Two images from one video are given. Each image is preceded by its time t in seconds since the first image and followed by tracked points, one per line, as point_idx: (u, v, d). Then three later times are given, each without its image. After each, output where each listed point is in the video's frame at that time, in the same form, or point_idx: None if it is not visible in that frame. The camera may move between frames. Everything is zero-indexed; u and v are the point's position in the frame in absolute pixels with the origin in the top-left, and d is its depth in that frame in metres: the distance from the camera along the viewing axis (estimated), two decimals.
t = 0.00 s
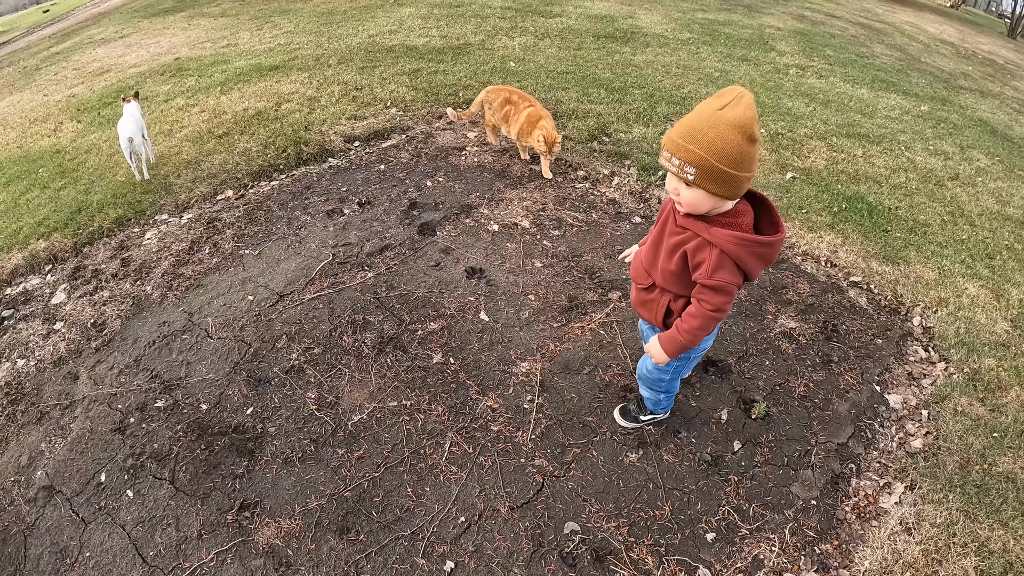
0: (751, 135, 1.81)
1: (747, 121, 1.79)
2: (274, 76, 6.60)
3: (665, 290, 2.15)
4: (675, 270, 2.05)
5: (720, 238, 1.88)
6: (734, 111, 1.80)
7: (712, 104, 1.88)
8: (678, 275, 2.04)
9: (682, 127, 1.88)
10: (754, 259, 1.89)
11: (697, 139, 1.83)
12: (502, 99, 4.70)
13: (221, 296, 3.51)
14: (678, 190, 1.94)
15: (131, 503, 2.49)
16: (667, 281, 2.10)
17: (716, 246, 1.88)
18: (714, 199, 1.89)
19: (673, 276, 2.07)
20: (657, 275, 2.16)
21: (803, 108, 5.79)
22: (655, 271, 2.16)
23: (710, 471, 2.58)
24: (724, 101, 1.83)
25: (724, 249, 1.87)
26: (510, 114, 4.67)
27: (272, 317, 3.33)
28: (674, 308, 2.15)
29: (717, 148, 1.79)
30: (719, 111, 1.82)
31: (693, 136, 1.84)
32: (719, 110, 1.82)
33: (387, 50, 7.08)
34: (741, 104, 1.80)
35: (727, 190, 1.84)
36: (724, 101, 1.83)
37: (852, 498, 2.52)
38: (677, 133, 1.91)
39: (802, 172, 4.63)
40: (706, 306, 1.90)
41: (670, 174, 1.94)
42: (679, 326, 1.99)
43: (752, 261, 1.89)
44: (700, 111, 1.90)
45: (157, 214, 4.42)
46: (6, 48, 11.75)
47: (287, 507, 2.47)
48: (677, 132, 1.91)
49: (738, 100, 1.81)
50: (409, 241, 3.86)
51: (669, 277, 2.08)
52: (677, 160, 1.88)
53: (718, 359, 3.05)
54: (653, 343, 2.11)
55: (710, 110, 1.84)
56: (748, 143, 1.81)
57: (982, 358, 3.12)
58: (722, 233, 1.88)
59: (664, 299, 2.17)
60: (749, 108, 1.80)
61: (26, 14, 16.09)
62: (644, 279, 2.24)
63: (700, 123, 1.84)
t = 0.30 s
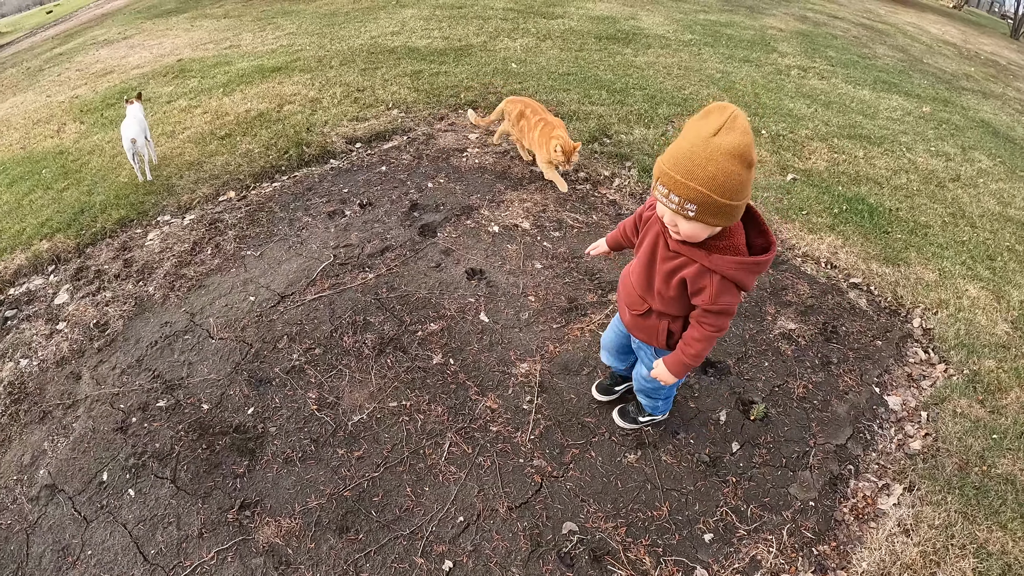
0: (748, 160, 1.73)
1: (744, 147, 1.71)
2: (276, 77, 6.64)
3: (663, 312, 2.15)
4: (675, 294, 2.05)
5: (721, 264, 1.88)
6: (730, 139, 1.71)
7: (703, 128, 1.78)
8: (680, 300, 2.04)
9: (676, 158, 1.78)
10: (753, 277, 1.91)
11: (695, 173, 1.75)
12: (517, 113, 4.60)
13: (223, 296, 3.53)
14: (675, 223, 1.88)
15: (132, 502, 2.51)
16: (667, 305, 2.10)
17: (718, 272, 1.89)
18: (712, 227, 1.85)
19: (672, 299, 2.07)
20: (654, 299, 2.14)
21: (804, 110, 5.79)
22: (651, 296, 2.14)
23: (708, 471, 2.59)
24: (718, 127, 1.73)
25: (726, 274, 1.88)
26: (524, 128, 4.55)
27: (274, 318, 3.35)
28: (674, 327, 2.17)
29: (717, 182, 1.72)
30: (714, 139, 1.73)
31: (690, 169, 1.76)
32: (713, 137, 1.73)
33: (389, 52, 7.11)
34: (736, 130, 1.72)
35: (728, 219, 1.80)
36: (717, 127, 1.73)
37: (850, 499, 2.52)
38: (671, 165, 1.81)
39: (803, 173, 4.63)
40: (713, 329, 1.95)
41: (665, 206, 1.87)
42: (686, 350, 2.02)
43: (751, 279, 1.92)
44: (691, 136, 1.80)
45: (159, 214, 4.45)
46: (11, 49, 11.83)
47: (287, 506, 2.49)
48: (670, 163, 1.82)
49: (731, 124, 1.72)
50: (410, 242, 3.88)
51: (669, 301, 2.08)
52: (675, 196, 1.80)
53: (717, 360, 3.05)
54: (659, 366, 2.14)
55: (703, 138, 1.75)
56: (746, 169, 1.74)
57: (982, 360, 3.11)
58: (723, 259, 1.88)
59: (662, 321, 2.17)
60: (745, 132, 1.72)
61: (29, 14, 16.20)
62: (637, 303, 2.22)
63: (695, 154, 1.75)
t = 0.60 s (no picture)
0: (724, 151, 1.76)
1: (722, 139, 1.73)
2: (279, 78, 6.67)
3: (662, 322, 2.10)
4: (671, 297, 2.02)
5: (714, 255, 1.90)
6: (707, 133, 1.72)
7: (674, 130, 1.78)
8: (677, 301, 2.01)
9: (657, 164, 1.76)
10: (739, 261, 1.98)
11: (681, 174, 1.73)
12: (530, 121, 4.47)
13: (226, 296, 3.56)
14: (665, 228, 1.84)
15: (136, 499, 2.54)
16: (663, 311, 2.06)
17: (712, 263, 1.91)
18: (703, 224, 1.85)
19: (668, 304, 2.04)
20: (650, 311, 2.08)
21: (805, 110, 5.80)
22: (643, 306, 2.08)
23: (707, 470, 2.60)
24: (691, 125, 1.74)
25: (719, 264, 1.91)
26: (535, 137, 4.45)
27: (276, 317, 3.37)
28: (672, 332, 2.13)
29: (705, 176, 1.72)
30: (691, 138, 1.73)
31: (675, 171, 1.74)
32: (688, 136, 1.74)
33: (392, 53, 7.14)
34: (710, 124, 1.74)
35: (718, 214, 1.81)
36: (692, 124, 1.74)
37: (849, 498, 2.53)
38: (653, 172, 1.78)
39: (803, 173, 4.63)
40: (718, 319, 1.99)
41: (653, 213, 1.84)
42: (699, 347, 2.02)
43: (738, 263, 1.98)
44: (665, 139, 1.80)
45: (162, 215, 4.48)
46: (15, 50, 11.90)
47: (289, 504, 2.51)
48: (651, 169, 1.79)
49: (704, 119, 1.73)
50: (412, 242, 3.89)
51: (666, 305, 2.05)
52: (664, 201, 1.77)
53: (717, 359, 3.06)
54: (671, 372, 2.10)
55: (678, 138, 1.75)
56: (724, 160, 1.76)
57: (982, 360, 3.12)
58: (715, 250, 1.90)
59: (662, 330, 2.11)
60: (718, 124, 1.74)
61: (33, 15, 16.29)
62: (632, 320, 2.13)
63: (676, 156, 1.74)
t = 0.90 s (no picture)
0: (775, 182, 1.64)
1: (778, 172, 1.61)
2: (281, 78, 6.70)
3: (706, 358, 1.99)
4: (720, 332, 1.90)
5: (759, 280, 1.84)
6: (763, 167, 1.59)
7: (726, 167, 1.61)
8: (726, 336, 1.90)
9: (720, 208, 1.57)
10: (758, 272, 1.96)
11: (747, 216, 1.57)
12: (546, 130, 4.38)
13: (229, 294, 3.58)
14: (724, 275, 1.69)
15: (139, 496, 2.56)
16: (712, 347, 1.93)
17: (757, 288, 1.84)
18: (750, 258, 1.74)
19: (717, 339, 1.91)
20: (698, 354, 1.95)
21: (806, 110, 5.81)
22: (694, 352, 1.90)
23: (707, 468, 2.62)
24: (746, 161, 1.59)
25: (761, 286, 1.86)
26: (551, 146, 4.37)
27: (279, 316, 3.39)
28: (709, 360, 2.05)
29: (771, 215, 1.59)
30: (751, 175, 1.58)
31: (741, 214, 1.57)
32: (746, 173, 1.58)
33: (394, 53, 7.16)
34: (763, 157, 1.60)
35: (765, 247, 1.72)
36: (745, 160, 1.59)
37: (848, 496, 2.54)
38: (716, 217, 1.60)
39: (804, 173, 4.64)
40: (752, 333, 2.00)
41: (714, 261, 1.65)
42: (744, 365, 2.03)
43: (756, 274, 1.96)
44: (717, 179, 1.62)
45: (165, 214, 4.51)
46: (18, 50, 11.95)
47: (291, 500, 2.53)
48: (711, 214, 1.60)
49: (758, 153, 1.59)
50: (414, 241, 3.91)
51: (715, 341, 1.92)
52: (729, 250, 1.61)
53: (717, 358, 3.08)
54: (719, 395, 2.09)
55: (736, 178, 1.58)
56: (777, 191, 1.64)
57: (982, 359, 3.13)
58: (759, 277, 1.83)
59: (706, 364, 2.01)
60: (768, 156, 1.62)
61: (37, 15, 16.36)
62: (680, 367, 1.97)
63: (738, 198, 1.57)
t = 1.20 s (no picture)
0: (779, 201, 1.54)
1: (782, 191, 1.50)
2: (282, 77, 6.70)
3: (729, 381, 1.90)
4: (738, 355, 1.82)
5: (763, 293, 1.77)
6: (764, 187, 1.49)
7: (725, 191, 1.51)
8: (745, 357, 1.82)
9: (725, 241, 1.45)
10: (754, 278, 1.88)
11: (752, 245, 1.46)
12: (565, 138, 4.18)
13: (229, 291, 3.59)
14: (734, 309, 1.58)
15: (138, 491, 2.57)
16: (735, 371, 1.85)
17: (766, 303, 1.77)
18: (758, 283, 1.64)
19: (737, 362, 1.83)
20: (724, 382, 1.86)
21: (807, 109, 5.80)
22: (721, 384, 1.80)
23: (706, 464, 2.61)
24: (747, 184, 1.49)
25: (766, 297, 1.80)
26: (571, 155, 4.19)
27: (278, 313, 3.40)
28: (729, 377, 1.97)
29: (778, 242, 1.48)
30: (754, 200, 1.47)
31: (746, 245, 1.46)
32: (748, 195, 1.48)
33: (395, 52, 7.17)
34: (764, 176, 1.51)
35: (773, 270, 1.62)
36: (747, 182, 1.49)
37: (848, 493, 2.53)
38: (718, 250, 1.49)
39: (805, 172, 4.64)
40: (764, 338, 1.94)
41: (721, 297, 1.54)
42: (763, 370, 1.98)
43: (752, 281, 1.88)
44: (715, 205, 1.51)
45: (166, 212, 4.52)
46: (19, 50, 11.97)
47: (290, 496, 2.53)
48: (713, 248, 1.49)
49: (759, 173, 1.49)
50: (414, 239, 3.91)
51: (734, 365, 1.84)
52: (736, 286, 1.50)
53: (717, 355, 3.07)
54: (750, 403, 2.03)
55: (737, 202, 1.47)
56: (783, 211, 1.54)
57: (983, 357, 3.12)
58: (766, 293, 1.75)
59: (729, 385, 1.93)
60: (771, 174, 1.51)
61: (38, 15, 16.42)
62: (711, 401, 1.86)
63: (742, 227, 1.46)
